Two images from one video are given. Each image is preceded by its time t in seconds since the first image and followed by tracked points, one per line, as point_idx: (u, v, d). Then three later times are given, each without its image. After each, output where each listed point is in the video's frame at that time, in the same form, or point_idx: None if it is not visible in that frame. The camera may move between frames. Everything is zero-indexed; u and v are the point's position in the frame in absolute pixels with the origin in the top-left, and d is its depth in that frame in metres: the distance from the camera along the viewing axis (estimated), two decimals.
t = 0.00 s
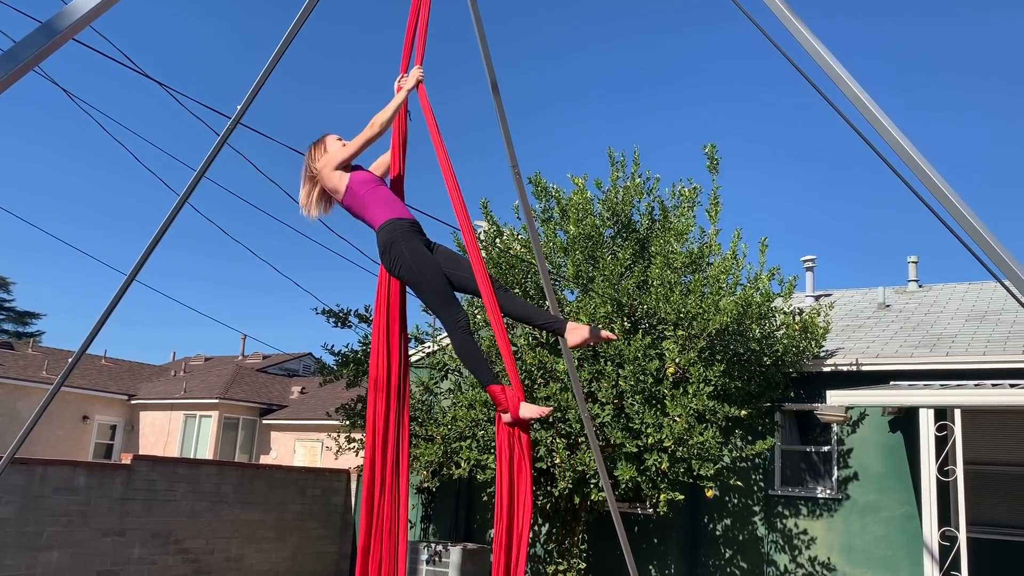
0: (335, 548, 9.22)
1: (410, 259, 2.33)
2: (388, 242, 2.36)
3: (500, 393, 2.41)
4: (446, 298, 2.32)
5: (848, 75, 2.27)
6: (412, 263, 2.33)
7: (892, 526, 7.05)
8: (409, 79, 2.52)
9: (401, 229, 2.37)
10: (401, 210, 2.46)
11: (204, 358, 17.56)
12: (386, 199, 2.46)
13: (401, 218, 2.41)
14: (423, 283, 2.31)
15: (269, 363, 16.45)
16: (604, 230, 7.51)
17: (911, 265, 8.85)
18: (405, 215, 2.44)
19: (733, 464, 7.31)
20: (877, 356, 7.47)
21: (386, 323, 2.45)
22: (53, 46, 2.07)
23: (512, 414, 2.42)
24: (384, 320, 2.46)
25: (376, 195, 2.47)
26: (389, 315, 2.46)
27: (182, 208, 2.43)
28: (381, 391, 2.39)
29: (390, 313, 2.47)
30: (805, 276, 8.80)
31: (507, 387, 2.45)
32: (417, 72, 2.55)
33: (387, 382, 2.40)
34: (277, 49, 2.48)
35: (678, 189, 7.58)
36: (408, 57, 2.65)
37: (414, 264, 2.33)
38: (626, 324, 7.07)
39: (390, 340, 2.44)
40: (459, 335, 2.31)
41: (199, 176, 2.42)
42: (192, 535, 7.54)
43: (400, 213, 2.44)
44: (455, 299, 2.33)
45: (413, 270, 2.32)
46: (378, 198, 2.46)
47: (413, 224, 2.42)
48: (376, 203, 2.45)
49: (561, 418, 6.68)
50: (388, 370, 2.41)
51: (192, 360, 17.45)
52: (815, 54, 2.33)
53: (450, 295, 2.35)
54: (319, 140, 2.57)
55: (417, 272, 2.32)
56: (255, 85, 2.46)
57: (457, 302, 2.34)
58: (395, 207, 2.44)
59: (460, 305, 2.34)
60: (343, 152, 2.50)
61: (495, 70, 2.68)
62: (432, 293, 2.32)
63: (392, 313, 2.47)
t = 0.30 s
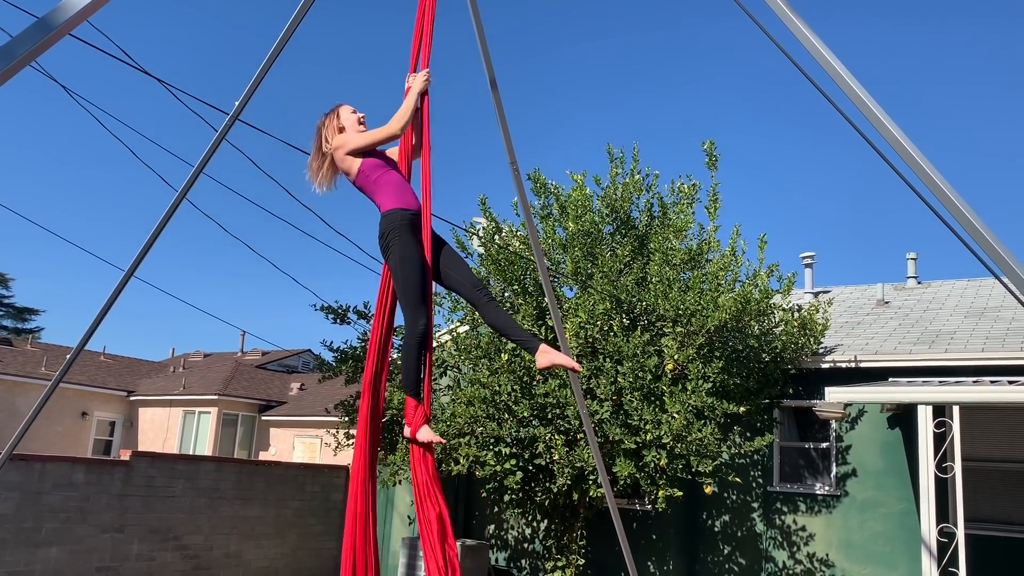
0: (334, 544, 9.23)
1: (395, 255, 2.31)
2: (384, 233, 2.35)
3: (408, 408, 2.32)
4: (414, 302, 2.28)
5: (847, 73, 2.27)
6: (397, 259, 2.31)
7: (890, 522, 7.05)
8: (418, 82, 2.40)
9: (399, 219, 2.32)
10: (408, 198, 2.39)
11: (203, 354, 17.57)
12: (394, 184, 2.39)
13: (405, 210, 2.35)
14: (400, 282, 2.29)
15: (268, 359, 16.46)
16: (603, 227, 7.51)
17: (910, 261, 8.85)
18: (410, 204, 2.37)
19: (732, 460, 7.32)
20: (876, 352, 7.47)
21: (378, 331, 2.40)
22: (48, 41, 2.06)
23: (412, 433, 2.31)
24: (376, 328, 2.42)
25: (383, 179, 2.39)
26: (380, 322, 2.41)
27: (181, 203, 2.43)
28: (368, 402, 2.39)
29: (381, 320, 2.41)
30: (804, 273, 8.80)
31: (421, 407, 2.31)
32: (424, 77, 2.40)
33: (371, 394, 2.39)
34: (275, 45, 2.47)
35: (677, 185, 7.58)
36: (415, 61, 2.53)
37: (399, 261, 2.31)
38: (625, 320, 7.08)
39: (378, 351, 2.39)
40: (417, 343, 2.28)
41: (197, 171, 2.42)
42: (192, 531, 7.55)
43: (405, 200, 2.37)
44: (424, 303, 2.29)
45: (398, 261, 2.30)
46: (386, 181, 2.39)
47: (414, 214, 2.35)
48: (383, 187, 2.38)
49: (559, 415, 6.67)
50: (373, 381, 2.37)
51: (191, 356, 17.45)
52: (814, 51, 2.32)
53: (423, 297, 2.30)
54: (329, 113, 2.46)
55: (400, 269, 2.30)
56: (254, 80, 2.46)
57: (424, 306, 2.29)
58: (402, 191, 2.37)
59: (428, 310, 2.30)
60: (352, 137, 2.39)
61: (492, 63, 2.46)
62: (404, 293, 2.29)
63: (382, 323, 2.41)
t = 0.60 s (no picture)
0: (330, 543, 9.23)
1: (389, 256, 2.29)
2: (379, 234, 2.34)
3: (375, 408, 2.34)
4: (399, 308, 2.26)
5: (844, 72, 2.26)
6: (390, 262, 2.29)
7: (885, 523, 7.06)
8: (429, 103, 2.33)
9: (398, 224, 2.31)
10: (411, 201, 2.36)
11: (199, 352, 17.54)
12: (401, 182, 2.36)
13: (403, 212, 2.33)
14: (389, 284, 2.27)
15: (265, 357, 16.45)
16: (600, 226, 7.52)
17: (906, 263, 8.86)
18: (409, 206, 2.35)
19: (728, 460, 7.32)
20: (872, 353, 7.48)
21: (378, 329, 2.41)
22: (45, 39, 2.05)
23: (376, 433, 2.31)
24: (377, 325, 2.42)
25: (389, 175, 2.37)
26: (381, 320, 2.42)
27: (178, 201, 2.42)
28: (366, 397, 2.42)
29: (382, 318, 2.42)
30: (801, 274, 8.81)
31: (388, 409, 2.32)
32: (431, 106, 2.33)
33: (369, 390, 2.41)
34: (274, 42, 2.47)
35: (675, 185, 7.58)
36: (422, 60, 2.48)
37: (392, 264, 2.29)
38: (622, 320, 7.10)
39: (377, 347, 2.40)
40: (396, 346, 2.28)
41: (195, 169, 2.42)
42: (187, 529, 7.54)
43: (405, 201, 2.35)
44: (409, 311, 2.28)
45: (387, 267, 2.29)
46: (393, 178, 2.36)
47: (412, 218, 2.34)
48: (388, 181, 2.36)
49: (556, 414, 6.69)
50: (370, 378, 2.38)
51: (187, 353, 17.42)
52: (812, 51, 2.31)
53: (408, 305, 2.29)
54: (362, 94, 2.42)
55: (390, 271, 2.29)
56: (252, 78, 2.46)
57: (407, 314, 2.29)
58: (404, 192, 2.35)
59: (411, 318, 2.29)
60: (376, 125, 2.36)
61: (490, 60, 2.43)
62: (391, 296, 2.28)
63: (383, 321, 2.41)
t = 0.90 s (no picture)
0: (324, 545, 9.20)
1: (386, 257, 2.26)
2: (374, 237, 2.32)
3: (376, 411, 2.30)
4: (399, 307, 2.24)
5: (838, 73, 2.25)
6: (388, 264, 2.27)
7: (880, 527, 7.07)
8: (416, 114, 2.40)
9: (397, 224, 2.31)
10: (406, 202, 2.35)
11: (193, 353, 17.50)
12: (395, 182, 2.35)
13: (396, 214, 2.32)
14: (388, 286, 2.26)
15: (259, 359, 16.42)
16: (596, 229, 7.52)
17: (901, 267, 8.87)
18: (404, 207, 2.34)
19: (723, 463, 7.31)
20: (866, 358, 7.48)
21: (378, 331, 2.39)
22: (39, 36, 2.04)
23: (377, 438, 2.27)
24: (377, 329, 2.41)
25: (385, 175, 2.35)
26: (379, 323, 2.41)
27: (172, 201, 2.41)
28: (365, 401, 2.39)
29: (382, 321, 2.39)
30: (796, 277, 8.82)
31: (390, 414, 2.29)
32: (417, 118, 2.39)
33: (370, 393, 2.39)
34: (270, 42, 2.47)
35: (671, 189, 7.59)
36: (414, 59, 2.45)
37: (390, 266, 2.27)
38: (617, 323, 7.10)
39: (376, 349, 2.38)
40: (396, 347, 2.25)
41: (190, 168, 2.40)
42: (181, 530, 7.51)
43: (400, 202, 2.33)
44: (408, 313, 2.26)
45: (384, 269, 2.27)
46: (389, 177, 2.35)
47: (407, 218, 2.32)
48: (383, 181, 2.35)
49: (551, 417, 6.66)
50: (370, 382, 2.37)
51: (181, 354, 17.38)
52: (806, 51, 2.30)
53: (406, 307, 2.27)
54: (368, 92, 2.42)
55: (388, 273, 2.27)
56: (248, 78, 2.45)
57: (407, 316, 2.27)
58: (398, 193, 2.34)
59: (410, 318, 2.27)
60: (377, 124, 2.35)
61: (487, 62, 2.41)
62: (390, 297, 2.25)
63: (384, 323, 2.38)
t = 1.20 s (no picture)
0: (321, 547, 9.19)
1: (387, 255, 2.26)
2: (374, 235, 2.31)
3: (384, 415, 2.30)
4: (405, 305, 2.25)
5: (833, 75, 2.26)
6: (389, 262, 2.26)
7: (876, 529, 7.07)
8: (412, 113, 2.39)
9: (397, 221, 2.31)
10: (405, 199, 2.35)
11: (190, 355, 17.46)
12: (392, 180, 2.35)
13: (396, 212, 2.32)
14: (390, 285, 2.26)
15: (256, 361, 16.39)
16: (593, 231, 7.52)
17: (898, 269, 8.88)
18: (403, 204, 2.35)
19: (720, 466, 7.30)
20: (863, 359, 7.49)
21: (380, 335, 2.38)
22: (34, 37, 2.03)
23: (387, 442, 2.28)
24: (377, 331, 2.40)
25: (381, 173, 2.35)
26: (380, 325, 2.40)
27: (168, 202, 2.42)
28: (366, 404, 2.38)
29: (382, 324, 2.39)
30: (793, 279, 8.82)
31: (398, 415, 2.29)
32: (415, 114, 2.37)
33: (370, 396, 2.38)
34: (266, 44, 2.48)
35: (667, 191, 7.59)
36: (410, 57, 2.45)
37: (391, 264, 2.27)
38: (614, 325, 7.09)
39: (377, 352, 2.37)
40: (401, 348, 2.25)
41: (186, 170, 2.41)
42: (176, 533, 7.50)
43: (398, 200, 2.33)
44: (413, 310, 2.26)
45: (384, 269, 2.26)
46: (385, 176, 2.35)
47: (407, 217, 2.33)
48: (379, 180, 2.35)
49: (547, 419, 6.67)
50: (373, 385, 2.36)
51: (178, 357, 17.34)
52: (802, 54, 2.31)
53: (410, 304, 2.28)
54: (358, 92, 2.42)
55: (390, 270, 2.27)
56: (244, 80, 2.46)
57: (412, 312, 2.28)
58: (396, 191, 2.34)
59: (415, 315, 2.27)
60: (371, 124, 2.36)
61: (484, 65, 2.42)
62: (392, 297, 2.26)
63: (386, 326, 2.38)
